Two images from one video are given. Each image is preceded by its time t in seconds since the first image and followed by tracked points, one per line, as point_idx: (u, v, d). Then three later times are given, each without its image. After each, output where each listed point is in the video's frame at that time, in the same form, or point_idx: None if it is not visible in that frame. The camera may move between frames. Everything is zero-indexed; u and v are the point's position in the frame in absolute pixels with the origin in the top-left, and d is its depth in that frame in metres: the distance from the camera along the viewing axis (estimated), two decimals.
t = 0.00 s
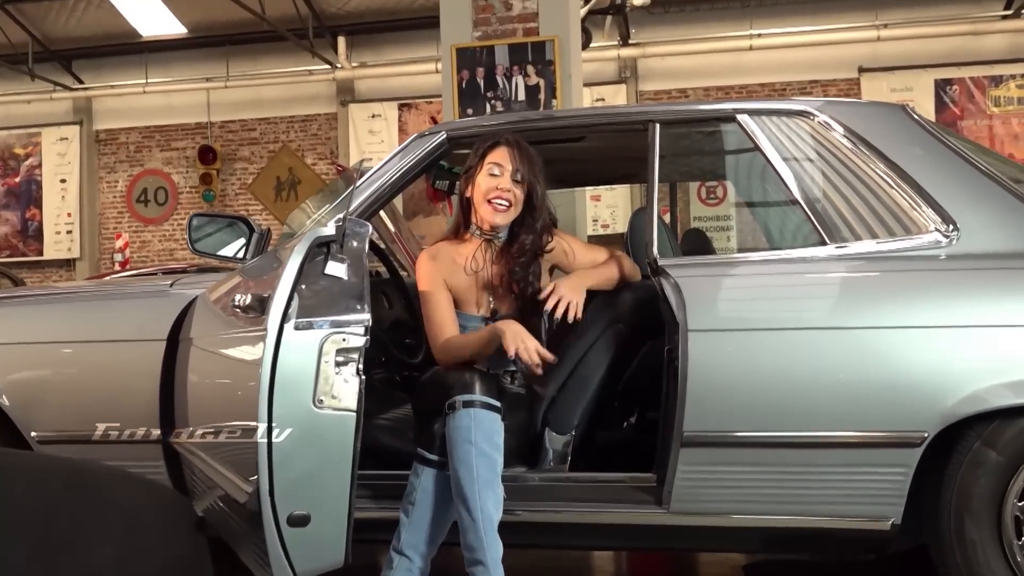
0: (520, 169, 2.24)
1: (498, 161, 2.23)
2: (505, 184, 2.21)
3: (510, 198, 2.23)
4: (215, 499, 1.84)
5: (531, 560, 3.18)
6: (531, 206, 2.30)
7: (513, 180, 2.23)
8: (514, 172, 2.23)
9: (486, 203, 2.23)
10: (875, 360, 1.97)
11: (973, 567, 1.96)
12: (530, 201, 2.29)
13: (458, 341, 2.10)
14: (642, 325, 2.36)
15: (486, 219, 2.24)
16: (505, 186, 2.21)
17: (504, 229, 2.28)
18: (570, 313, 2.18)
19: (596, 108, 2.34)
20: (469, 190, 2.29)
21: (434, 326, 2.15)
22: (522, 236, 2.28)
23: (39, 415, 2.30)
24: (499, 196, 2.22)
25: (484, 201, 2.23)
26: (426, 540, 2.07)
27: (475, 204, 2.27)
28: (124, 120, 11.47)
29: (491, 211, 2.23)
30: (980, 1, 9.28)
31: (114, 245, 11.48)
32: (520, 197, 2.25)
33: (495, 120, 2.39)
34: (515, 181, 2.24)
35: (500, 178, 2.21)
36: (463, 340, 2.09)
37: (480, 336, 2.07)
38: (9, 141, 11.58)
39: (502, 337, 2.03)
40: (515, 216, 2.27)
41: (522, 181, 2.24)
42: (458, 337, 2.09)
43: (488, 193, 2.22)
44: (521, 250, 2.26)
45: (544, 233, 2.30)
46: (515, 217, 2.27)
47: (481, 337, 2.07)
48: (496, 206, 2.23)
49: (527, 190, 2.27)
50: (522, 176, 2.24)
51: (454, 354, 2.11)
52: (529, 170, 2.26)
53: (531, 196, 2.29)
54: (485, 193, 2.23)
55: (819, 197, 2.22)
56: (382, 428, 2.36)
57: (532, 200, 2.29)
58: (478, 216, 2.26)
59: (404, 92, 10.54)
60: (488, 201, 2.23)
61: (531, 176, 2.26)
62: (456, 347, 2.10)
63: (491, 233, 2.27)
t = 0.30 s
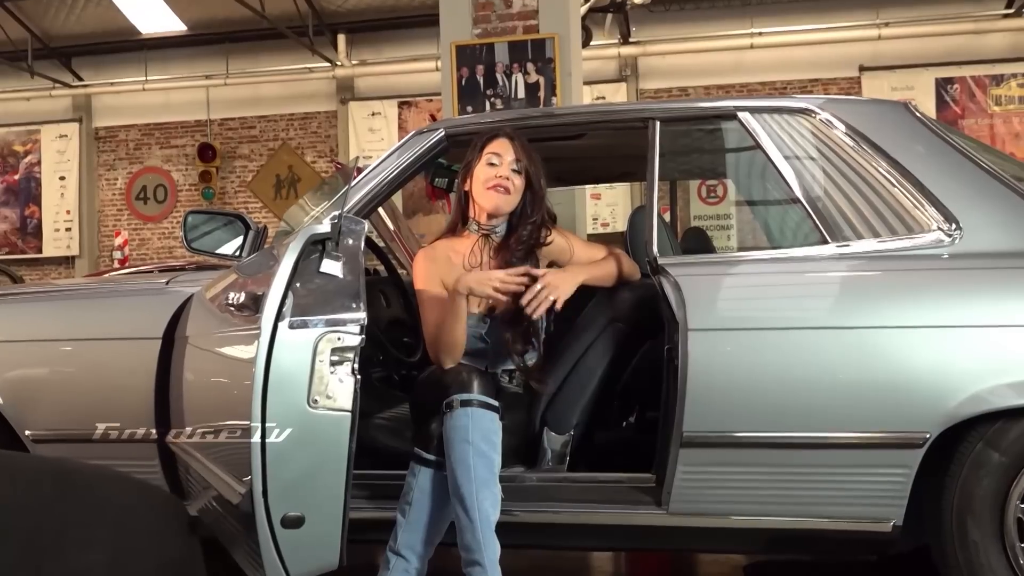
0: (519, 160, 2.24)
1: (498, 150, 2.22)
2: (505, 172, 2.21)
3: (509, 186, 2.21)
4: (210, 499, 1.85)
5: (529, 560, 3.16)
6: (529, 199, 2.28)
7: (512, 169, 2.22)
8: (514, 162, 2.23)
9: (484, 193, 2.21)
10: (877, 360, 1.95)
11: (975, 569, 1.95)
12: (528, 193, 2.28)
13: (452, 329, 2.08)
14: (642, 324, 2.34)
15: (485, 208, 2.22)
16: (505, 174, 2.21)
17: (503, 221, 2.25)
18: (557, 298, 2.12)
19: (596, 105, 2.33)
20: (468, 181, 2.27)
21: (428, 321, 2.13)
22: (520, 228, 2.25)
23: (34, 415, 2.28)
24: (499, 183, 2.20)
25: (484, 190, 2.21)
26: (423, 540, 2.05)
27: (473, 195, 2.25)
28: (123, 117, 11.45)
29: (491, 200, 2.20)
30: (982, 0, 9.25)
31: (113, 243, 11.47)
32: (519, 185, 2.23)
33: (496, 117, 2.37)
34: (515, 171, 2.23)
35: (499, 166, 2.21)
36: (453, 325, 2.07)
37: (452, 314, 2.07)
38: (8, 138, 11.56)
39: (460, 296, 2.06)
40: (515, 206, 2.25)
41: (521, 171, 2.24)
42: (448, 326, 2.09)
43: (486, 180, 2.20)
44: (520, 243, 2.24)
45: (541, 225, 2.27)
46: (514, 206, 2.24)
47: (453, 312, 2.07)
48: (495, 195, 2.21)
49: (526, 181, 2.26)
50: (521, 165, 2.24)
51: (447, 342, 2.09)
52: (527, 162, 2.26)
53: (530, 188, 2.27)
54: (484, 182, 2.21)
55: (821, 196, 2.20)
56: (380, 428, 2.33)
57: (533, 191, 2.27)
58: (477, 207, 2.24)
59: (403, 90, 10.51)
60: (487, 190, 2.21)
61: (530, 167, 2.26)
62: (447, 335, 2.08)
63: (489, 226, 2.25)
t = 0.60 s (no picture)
0: (519, 157, 2.24)
1: (498, 149, 2.22)
2: (506, 169, 2.20)
3: (509, 184, 2.21)
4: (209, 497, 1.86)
5: (529, 560, 3.15)
6: (529, 197, 2.28)
7: (513, 167, 2.22)
8: (515, 160, 2.22)
9: (484, 191, 2.21)
10: (879, 360, 1.94)
11: (975, 570, 1.94)
12: (529, 192, 2.28)
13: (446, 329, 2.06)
14: (642, 324, 2.33)
15: (486, 206, 2.22)
16: (506, 172, 2.20)
17: (503, 219, 2.25)
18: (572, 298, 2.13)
19: (597, 103, 2.32)
20: (468, 180, 2.27)
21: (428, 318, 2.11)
22: (520, 226, 2.24)
23: (33, 413, 2.27)
24: (499, 181, 2.20)
25: (484, 187, 2.20)
26: (422, 539, 2.04)
27: (474, 193, 2.25)
28: (123, 115, 11.45)
29: (491, 197, 2.20)
30: None
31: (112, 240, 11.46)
32: (520, 183, 2.22)
33: (496, 116, 2.36)
34: (515, 168, 2.22)
35: (500, 164, 2.20)
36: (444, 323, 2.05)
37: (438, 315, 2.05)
38: (8, 135, 11.55)
39: (443, 291, 2.00)
40: (515, 204, 2.25)
41: (522, 169, 2.23)
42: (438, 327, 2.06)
43: (487, 178, 2.20)
44: (519, 240, 2.22)
45: (541, 224, 2.27)
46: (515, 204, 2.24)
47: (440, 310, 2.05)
48: (495, 192, 2.20)
49: (527, 179, 2.25)
50: (521, 164, 2.23)
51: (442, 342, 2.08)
52: (528, 160, 2.26)
53: (530, 186, 2.27)
54: (484, 180, 2.20)
55: (822, 195, 2.19)
56: (380, 427, 2.32)
57: (533, 189, 2.27)
58: (478, 205, 2.24)
59: (404, 88, 10.49)
60: (487, 187, 2.20)
61: (531, 166, 2.26)
62: (441, 334, 2.05)
63: (490, 224, 2.24)
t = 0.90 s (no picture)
0: (519, 155, 2.24)
1: (498, 148, 2.23)
2: (506, 167, 2.20)
3: (510, 181, 2.21)
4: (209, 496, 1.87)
5: (528, 559, 3.15)
6: (530, 195, 2.29)
7: (513, 165, 2.22)
8: (515, 157, 2.23)
9: (484, 188, 2.22)
10: (879, 359, 1.95)
11: (976, 569, 1.95)
12: (529, 190, 2.29)
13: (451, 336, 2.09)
14: (641, 324, 2.34)
15: (487, 204, 2.23)
16: (506, 169, 2.20)
17: (503, 218, 2.26)
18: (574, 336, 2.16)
19: (598, 103, 2.31)
20: (469, 178, 2.28)
21: (433, 324, 2.11)
22: (520, 224, 2.25)
23: (33, 413, 2.27)
24: (499, 178, 2.20)
25: (485, 184, 2.21)
26: (422, 538, 2.05)
27: (475, 191, 2.26)
28: (123, 113, 11.44)
29: (492, 195, 2.22)
30: None
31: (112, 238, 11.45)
32: (520, 180, 2.23)
33: (496, 115, 2.35)
34: (515, 166, 2.23)
35: (500, 162, 2.21)
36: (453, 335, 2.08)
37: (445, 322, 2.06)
38: (8, 133, 11.54)
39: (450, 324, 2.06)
40: (516, 202, 2.26)
41: (522, 166, 2.24)
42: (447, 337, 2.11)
43: (487, 176, 2.21)
44: (519, 238, 2.23)
45: (541, 221, 2.27)
46: (516, 201, 2.25)
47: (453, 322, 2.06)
48: (496, 189, 2.21)
49: (527, 177, 2.26)
50: (521, 163, 2.24)
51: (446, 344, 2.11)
52: (528, 159, 2.26)
53: (531, 183, 2.28)
54: (484, 178, 2.21)
55: (822, 195, 2.19)
56: (379, 425, 2.31)
57: (533, 188, 2.28)
58: (479, 203, 2.25)
59: (404, 87, 10.49)
60: (487, 185, 2.21)
61: (531, 164, 2.27)
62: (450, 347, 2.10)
63: (490, 223, 2.25)
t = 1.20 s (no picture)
0: (514, 153, 2.25)
1: (494, 147, 2.24)
2: (501, 164, 2.22)
3: (506, 179, 2.21)
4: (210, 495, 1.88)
5: (527, 558, 3.16)
6: (527, 194, 2.29)
7: (508, 163, 2.23)
8: (511, 156, 2.24)
9: (480, 187, 2.22)
10: (877, 359, 1.96)
11: (972, 568, 1.96)
12: (526, 189, 2.29)
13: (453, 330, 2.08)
14: (639, 324, 2.34)
15: (484, 202, 2.22)
16: (501, 167, 2.22)
17: (502, 218, 2.26)
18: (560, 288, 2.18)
19: (597, 103, 2.32)
20: (466, 178, 2.28)
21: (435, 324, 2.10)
22: (519, 222, 2.25)
23: (33, 413, 2.28)
24: (495, 176, 2.20)
25: (481, 183, 2.21)
26: (422, 537, 2.06)
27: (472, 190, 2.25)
28: (122, 112, 11.43)
29: (488, 194, 2.21)
30: None
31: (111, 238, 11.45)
32: (516, 178, 2.23)
33: (495, 116, 2.36)
34: (511, 165, 2.24)
35: (495, 161, 2.22)
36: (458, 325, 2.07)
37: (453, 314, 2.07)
38: (6, 133, 11.54)
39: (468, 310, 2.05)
40: (513, 200, 2.25)
41: (518, 164, 2.25)
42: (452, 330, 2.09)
43: (483, 174, 2.21)
44: (517, 236, 2.23)
45: (539, 220, 2.28)
46: (513, 200, 2.24)
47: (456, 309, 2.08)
48: (493, 187, 2.21)
49: (524, 175, 2.26)
50: (517, 161, 2.25)
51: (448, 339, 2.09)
52: (523, 158, 2.27)
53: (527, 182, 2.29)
54: (480, 176, 2.21)
55: (820, 195, 2.19)
56: (379, 425, 2.33)
57: (529, 187, 2.28)
58: (476, 202, 2.24)
59: (403, 87, 10.50)
60: (484, 183, 2.21)
61: (528, 163, 2.27)
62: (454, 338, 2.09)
63: (488, 222, 2.25)
